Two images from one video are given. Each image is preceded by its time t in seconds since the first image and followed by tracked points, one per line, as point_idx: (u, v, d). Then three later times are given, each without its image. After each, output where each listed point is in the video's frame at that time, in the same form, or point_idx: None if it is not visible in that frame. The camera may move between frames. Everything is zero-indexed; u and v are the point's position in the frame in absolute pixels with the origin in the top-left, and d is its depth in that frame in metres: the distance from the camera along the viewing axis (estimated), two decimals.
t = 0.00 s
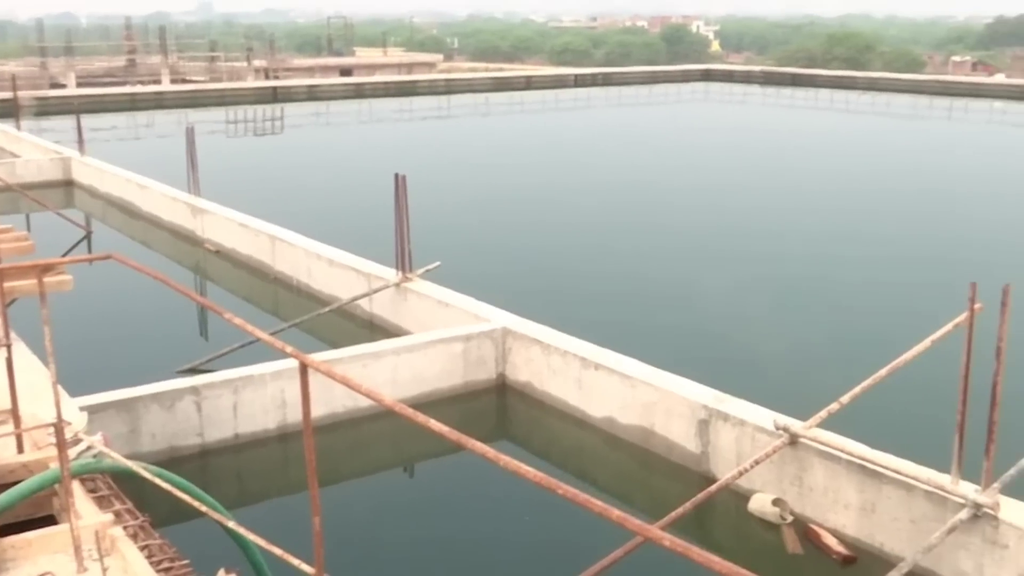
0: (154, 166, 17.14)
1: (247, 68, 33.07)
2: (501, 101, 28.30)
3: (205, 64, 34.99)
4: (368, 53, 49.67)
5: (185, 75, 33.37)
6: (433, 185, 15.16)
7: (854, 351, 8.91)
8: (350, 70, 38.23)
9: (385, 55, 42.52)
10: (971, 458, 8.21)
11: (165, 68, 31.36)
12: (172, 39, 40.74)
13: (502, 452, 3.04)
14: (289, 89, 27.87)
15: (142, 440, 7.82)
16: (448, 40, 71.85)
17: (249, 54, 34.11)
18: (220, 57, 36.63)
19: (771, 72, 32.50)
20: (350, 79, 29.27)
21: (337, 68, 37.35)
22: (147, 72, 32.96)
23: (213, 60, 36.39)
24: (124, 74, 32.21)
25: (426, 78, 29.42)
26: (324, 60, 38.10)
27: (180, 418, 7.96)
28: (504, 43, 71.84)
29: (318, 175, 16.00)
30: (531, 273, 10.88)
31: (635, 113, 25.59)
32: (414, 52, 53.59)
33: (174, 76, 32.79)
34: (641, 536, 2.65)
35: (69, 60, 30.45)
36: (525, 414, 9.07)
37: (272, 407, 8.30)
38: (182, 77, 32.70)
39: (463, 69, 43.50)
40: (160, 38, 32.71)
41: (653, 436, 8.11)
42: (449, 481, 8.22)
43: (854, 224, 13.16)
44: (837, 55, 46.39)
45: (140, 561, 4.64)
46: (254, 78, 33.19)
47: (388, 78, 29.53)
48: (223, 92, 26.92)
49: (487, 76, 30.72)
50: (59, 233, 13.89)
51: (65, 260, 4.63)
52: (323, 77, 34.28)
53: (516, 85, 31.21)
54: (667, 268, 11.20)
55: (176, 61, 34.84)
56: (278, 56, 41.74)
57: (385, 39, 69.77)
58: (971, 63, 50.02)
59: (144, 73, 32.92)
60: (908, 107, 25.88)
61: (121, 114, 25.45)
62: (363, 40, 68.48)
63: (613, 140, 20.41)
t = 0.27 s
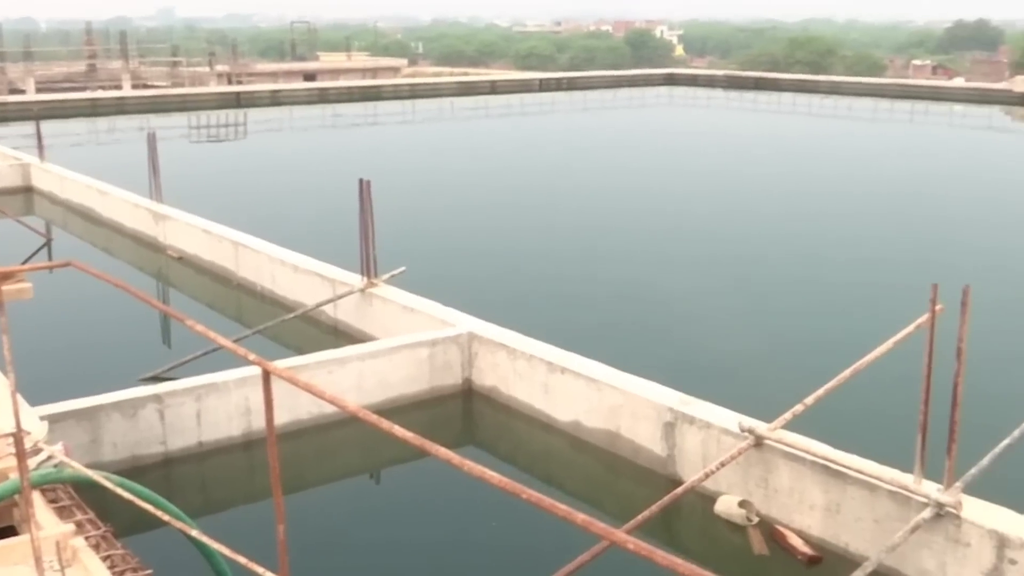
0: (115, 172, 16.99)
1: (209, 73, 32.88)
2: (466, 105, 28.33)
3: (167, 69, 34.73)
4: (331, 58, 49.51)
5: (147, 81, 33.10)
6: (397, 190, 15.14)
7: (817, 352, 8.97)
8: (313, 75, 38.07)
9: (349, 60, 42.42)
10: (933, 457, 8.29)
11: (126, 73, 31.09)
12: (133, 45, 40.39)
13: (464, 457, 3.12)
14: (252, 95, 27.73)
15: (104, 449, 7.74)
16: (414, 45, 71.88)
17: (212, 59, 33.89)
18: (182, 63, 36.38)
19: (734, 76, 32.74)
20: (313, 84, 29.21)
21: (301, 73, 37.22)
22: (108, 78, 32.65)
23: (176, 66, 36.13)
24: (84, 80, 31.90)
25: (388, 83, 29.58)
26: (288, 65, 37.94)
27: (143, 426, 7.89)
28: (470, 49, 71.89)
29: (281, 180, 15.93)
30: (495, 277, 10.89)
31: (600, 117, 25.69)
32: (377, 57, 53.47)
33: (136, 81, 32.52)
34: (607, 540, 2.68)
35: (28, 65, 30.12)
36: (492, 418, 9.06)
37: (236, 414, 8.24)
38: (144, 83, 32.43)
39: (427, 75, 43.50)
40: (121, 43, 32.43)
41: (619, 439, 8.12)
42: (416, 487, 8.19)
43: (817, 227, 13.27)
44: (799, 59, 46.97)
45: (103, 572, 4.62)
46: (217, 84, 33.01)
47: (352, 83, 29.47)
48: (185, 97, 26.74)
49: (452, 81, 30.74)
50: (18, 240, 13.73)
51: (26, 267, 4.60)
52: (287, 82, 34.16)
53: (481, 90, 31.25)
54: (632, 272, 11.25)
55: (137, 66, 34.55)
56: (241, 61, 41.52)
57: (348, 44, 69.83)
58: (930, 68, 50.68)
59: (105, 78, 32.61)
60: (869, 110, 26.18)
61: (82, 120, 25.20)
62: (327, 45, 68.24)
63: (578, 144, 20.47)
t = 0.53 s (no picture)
0: (77, 179, 16.82)
1: (171, 78, 32.61)
2: (432, 110, 28.33)
3: (128, 74, 34.41)
4: (295, 62, 49.27)
5: (109, 86, 32.79)
6: (362, 195, 15.12)
7: (782, 353, 9.04)
8: (278, 79, 37.90)
9: (313, 65, 42.25)
10: (897, 458, 8.36)
11: (87, 78, 30.78)
12: (94, 49, 40.00)
13: (430, 463, 3.34)
14: (215, 100, 27.56)
15: (67, 459, 7.65)
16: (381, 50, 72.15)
17: (175, 64, 33.63)
18: (143, 67, 36.07)
19: (698, 80, 32.93)
20: (278, 89, 29.10)
21: (265, 77, 37.04)
22: (68, 83, 32.31)
23: (138, 70, 35.83)
24: (44, 85, 31.55)
25: (353, 88, 29.72)
26: (251, 70, 37.74)
27: (106, 435, 7.80)
28: (436, 53, 71.79)
29: (245, 185, 15.84)
30: (460, 282, 10.88)
31: (566, 121, 25.77)
32: (342, 61, 53.30)
33: (97, 86, 32.20)
34: (575, 543, 2.93)
35: None
36: (459, 423, 9.04)
37: (201, 422, 8.18)
38: (105, 88, 32.12)
39: (391, 79, 43.38)
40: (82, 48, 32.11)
41: (586, 442, 8.13)
42: (383, 493, 8.15)
43: (781, 229, 13.38)
44: (763, 63, 47.30)
45: None
46: (180, 88, 32.75)
47: (316, 88, 29.38)
48: (148, 102, 26.51)
49: (417, 85, 30.72)
50: None
51: None
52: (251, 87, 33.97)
53: (446, 94, 31.25)
54: (597, 275, 11.28)
55: (99, 71, 34.23)
56: (203, 66, 41.23)
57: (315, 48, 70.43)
58: (892, 71, 51.17)
59: (66, 83, 32.26)
60: (833, 114, 26.43)
61: (42, 126, 24.92)
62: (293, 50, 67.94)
63: (544, 148, 20.51)
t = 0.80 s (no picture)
0: (29, 186, 16.60)
1: (126, 83, 32.26)
2: (391, 116, 28.27)
3: (82, 80, 34.00)
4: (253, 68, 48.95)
5: (62, 92, 32.37)
6: (319, 201, 15.07)
7: (741, 356, 9.10)
8: (235, 85, 37.62)
9: (269, 71, 41.99)
10: (855, 459, 8.44)
11: (40, 84, 30.37)
12: (45, 55, 39.48)
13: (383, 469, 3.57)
14: (171, 106, 27.31)
15: (20, 471, 7.52)
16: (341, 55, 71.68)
17: (129, 70, 33.28)
18: (97, 73, 35.66)
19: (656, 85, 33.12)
20: (234, 95, 28.88)
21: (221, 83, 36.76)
22: (21, 89, 31.85)
23: (91, 77, 35.42)
24: None
25: (311, 94, 29.29)
26: (207, 76, 37.44)
27: (60, 446, 7.69)
28: (394, 59, 71.61)
29: (200, 192, 15.72)
30: (419, 288, 10.87)
31: (525, 126, 25.82)
32: (300, 67, 52.99)
33: (50, 92, 31.78)
34: (532, 550, 3.12)
35: None
36: (419, 430, 9.01)
37: (157, 432, 8.10)
38: (59, 94, 31.71)
39: (349, 84, 43.23)
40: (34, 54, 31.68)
41: (547, 447, 8.14)
42: (344, 501, 8.11)
43: (739, 232, 13.49)
44: (720, 68, 47.58)
45: None
46: (135, 95, 32.42)
47: (274, 94, 29.20)
48: (103, 108, 26.20)
49: (376, 91, 30.62)
50: None
51: None
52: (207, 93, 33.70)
53: (405, 99, 31.20)
54: (557, 280, 11.30)
55: (51, 77, 33.78)
56: (158, 72, 40.84)
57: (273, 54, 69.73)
58: (847, 75, 51.75)
59: (18, 90, 31.80)
60: (789, 118, 26.72)
61: None
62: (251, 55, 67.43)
63: (503, 153, 20.53)
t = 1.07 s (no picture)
0: None
1: (85, 88, 31.91)
2: (355, 121, 28.19)
3: (40, 85, 33.58)
4: (214, 74, 48.60)
5: (20, 97, 31.94)
6: (281, 206, 15.00)
7: (705, 358, 9.16)
8: (197, 90, 37.34)
9: (231, 76, 41.71)
10: (818, 460, 8.50)
11: None
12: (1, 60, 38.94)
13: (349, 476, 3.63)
14: (131, 112, 27.05)
15: None
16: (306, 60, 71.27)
17: (89, 76, 32.92)
18: (55, 79, 35.24)
19: (620, 89, 33.29)
20: (196, 100, 28.63)
21: (183, 89, 36.47)
22: None
23: (50, 82, 35.00)
24: None
25: (275, 99, 29.38)
26: (169, 81, 37.12)
27: (20, 456, 7.58)
28: (358, 64, 71.42)
29: (162, 198, 15.59)
30: (384, 294, 10.85)
31: (490, 131, 25.85)
32: (262, 72, 52.68)
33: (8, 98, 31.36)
34: (498, 555, 3.26)
35: None
36: (385, 436, 8.98)
37: (119, 441, 8.02)
38: (17, 100, 31.29)
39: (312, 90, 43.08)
40: None
41: (513, 452, 8.13)
42: (310, 508, 8.06)
43: (703, 235, 13.59)
44: (683, 73, 47.78)
45: None
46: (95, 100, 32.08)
47: (236, 99, 28.99)
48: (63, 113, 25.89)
49: (339, 96, 30.51)
50: None
51: None
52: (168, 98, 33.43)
53: (369, 104, 31.12)
54: (522, 284, 11.33)
55: (8, 82, 33.34)
56: (117, 77, 40.43)
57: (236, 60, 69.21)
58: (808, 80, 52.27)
59: None
60: (752, 122, 26.94)
61: None
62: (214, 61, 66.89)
63: (469, 158, 20.56)
